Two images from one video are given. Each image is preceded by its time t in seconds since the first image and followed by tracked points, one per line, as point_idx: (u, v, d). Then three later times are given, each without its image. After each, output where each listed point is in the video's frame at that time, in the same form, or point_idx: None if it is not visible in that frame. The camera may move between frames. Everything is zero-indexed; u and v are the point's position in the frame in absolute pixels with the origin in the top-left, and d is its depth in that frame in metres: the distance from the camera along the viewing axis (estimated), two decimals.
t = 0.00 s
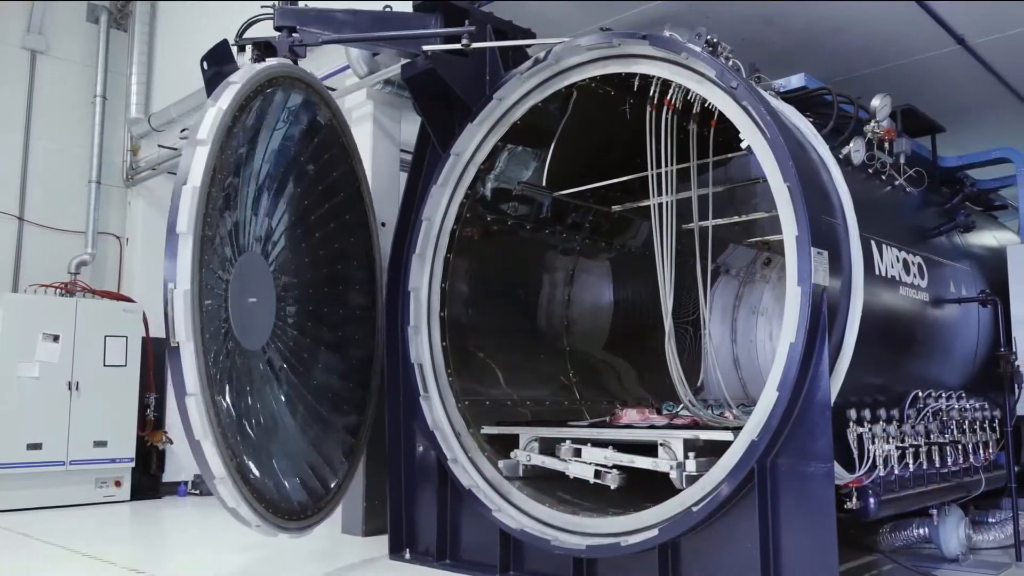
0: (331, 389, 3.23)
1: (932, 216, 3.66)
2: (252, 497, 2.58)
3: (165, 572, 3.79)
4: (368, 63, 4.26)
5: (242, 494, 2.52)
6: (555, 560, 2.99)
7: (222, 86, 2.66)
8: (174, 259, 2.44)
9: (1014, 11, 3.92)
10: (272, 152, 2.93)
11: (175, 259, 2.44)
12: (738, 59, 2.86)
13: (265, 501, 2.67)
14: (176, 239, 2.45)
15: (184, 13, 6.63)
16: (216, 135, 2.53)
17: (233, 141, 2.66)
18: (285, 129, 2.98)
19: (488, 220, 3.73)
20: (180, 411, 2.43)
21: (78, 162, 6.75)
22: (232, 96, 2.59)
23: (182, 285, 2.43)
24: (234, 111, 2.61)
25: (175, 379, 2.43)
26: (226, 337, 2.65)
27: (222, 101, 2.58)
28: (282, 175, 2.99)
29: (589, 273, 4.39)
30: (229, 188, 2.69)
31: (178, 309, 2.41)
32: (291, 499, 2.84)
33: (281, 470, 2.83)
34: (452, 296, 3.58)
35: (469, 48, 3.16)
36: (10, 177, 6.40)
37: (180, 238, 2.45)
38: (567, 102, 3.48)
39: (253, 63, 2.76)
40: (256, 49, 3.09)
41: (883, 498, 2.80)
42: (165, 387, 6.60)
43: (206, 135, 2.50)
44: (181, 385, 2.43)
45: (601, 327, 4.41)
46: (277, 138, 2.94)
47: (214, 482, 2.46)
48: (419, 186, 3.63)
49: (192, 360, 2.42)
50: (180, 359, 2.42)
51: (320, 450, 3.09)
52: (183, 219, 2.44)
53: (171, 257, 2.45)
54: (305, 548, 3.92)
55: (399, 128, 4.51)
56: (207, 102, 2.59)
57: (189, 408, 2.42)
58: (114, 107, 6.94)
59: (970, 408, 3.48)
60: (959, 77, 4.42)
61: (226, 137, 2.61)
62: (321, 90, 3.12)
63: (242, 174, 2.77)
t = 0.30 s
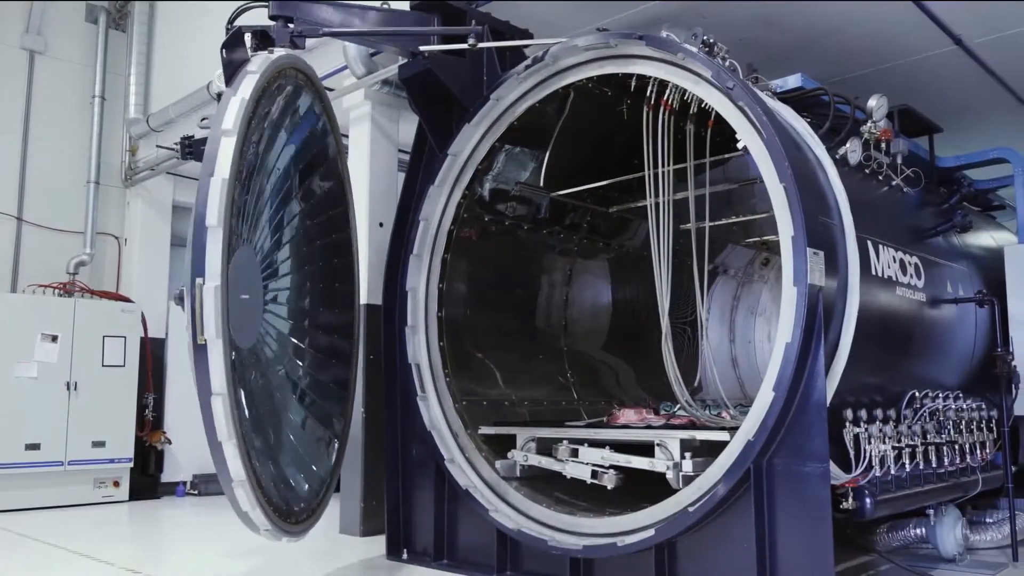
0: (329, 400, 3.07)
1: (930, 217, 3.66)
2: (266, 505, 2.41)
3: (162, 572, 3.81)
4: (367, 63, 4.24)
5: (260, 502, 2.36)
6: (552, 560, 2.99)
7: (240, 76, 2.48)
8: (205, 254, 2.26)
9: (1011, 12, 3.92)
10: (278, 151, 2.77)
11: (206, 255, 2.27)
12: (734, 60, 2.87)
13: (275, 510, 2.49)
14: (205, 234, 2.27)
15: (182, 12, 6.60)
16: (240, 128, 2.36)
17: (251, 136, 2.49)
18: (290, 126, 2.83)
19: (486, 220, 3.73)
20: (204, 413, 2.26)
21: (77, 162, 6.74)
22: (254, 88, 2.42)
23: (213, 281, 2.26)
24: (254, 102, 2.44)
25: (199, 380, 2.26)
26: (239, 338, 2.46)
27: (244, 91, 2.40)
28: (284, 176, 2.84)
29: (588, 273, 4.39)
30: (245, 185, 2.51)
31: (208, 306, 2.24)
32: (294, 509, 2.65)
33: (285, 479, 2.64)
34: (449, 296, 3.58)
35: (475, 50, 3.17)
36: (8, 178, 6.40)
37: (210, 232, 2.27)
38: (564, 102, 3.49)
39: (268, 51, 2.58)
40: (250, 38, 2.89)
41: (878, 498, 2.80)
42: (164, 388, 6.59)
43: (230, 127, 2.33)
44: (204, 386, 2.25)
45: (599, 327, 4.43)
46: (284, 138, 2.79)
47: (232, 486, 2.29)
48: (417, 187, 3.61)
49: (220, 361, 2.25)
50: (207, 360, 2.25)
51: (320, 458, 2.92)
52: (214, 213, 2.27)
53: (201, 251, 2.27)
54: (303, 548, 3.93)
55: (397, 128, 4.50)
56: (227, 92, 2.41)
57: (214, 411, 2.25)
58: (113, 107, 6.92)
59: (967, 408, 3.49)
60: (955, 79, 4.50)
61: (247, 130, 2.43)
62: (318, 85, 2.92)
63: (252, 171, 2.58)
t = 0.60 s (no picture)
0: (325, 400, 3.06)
1: (926, 217, 3.66)
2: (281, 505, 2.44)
3: (160, 572, 3.81)
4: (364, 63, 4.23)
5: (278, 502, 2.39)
6: (549, 560, 2.99)
7: (264, 67, 2.52)
8: (241, 248, 2.27)
9: (1009, 12, 3.92)
10: (291, 146, 2.78)
11: (241, 248, 2.28)
12: (730, 60, 2.87)
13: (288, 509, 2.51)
14: (242, 227, 2.27)
15: (181, 12, 6.59)
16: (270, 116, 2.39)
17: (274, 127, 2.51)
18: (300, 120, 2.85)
19: (483, 220, 3.73)
20: (236, 412, 2.27)
21: (76, 162, 6.74)
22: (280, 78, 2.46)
23: (248, 277, 2.27)
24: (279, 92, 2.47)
25: (233, 377, 2.26)
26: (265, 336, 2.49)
27: (269, 82, 2.45)
28: (294, 171, 2.84)
29: (585, 273, 4.40)
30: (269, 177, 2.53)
31: (244, 304, 2.26)
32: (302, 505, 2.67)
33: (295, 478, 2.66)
34: (447, 296, 3.59)
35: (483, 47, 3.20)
36: (7, 178, 6.40)
37: (245, 226, 2.27)
38: (562, 103, 3.49)
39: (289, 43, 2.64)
40: (255, 28, 2.84)
41: (874, 498, 2.80)
42: (163, 388, 6.59)
43: (263, 115, 2.36)
44: (238, 385, 2.27)
45: (597, 328, 4.45)
46: (297, 133, 2.83)
47: (256, 486, 2.32)
48: (415, 188, 3.61)
49: (253, 358, 2.27)
50: (242, 356, 2.26)
51: (319, 456, 2.93)
52: (249, 206, 2.28)
53: (236, 246, 2.28)
54: (300, 548, 3.93)
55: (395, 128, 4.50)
56: (252, 82, 2.45)
57: (247, 410, 2.26)
58: (112, 107, 6.91)
59: (964, 408, 3.49)
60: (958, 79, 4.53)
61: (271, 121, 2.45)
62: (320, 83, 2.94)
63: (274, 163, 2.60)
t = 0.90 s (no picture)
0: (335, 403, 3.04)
1: (922, 217, 3.66)
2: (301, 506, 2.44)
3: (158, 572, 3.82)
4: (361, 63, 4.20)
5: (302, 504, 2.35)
6: (545, 560, 2.99)
7: (291, 59, 2.50)
8: (281, 244, 2.26)
9: (1006, 13, 3.93)
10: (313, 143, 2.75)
11: (280, 245, 2.27)
12: (725, 60, 2.88)
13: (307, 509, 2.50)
14: (283, 222, 2.27)
15: (180, 13, 6.58)
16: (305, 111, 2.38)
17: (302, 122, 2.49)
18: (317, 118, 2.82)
19: (480, 221, 3.72)
20: (271, 411, 2.25)
21: (74, 162, 6.73)
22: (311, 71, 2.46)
23: (288, 274, 2.26)
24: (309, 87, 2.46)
25: (270, 376, 2.26)
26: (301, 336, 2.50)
27: (299, 74, 2.44)
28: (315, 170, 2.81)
29: (584, 273, 4.40)
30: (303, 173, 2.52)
31: (283, 301, 2.25)
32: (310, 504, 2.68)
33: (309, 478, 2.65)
34: (445, 296, 3.59)
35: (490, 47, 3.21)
36: (5, 179, 6.40)
37: (285, 221, 2.27)
38: (559, 104, 3.50)
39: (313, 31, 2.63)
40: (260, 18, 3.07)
41: (869, 498, 2.80)
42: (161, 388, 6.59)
43: (298, 109, 2.35)
44: (275, 383, 2.25)
45: (597, 328, 4.44)
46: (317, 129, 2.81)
47: (284, 488, 2.29)
48: (412, 188, 3.61)
49: (291, 356, 2.26)
50: (279, 354, 2.26)
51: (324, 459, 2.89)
52: (289, 202, 2.28)
53: (276, 242, 2.28)
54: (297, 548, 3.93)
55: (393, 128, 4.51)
56: (284, 75, 2.44)
57: (285, 410, 2.25)
58: (110, 107, 6.91)
59: (960, 408, 3.49)
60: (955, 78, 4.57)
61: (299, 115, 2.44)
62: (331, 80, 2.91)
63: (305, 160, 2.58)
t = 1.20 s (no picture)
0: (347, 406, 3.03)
1: (918, 217, 3.66)
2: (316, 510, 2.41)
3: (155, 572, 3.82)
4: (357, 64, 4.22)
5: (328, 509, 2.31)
6: (541, 560, 3.00)
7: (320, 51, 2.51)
8: (325, 242, 2.29)
9: (1002, 13, 3.93)
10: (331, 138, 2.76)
11: (322, 244, 2.30)
12: (720, 60, 2.88)
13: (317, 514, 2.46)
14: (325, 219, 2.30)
15: (177, 13, 6.58)
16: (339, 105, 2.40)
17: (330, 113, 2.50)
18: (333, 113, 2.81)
19: (476, 221, 3.72)
20: (307, 411, 2.24)
21: (72, 163, 6.73)
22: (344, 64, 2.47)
23: (331, 271, 2.29)
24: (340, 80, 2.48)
25: (309, 375, 2.25)
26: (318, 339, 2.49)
27: (334, 67, 2.44)
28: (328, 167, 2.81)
29: (580, 273, 4.40)
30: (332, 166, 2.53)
31: (326, 299, 2.27)
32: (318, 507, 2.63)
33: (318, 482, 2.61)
34: (441, 297, 3.59)
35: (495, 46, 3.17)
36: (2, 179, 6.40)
37: (329, 218, 2.30)
38: (555, 105, 3.51)
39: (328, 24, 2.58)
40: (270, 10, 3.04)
41: (863, 498, 2.79)
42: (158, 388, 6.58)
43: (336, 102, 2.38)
44: (314, 383, 2.25)
45: (593, 328, 4.45)
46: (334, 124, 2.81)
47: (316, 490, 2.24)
48: (408, 189, 3.62)
49: (332, 355, 2.28)
50: (320, 353, 2.26)
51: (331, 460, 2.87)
52: (333, 199, 2.32)
53: (319, 240, 2.30)
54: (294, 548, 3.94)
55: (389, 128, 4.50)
56: (318, 67, 2.42)
57: (324, 410, 2.25)
58: (108, 108, 6.91)
59: (955, 408, 3.49)
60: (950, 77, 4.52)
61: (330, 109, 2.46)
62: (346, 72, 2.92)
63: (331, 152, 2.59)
